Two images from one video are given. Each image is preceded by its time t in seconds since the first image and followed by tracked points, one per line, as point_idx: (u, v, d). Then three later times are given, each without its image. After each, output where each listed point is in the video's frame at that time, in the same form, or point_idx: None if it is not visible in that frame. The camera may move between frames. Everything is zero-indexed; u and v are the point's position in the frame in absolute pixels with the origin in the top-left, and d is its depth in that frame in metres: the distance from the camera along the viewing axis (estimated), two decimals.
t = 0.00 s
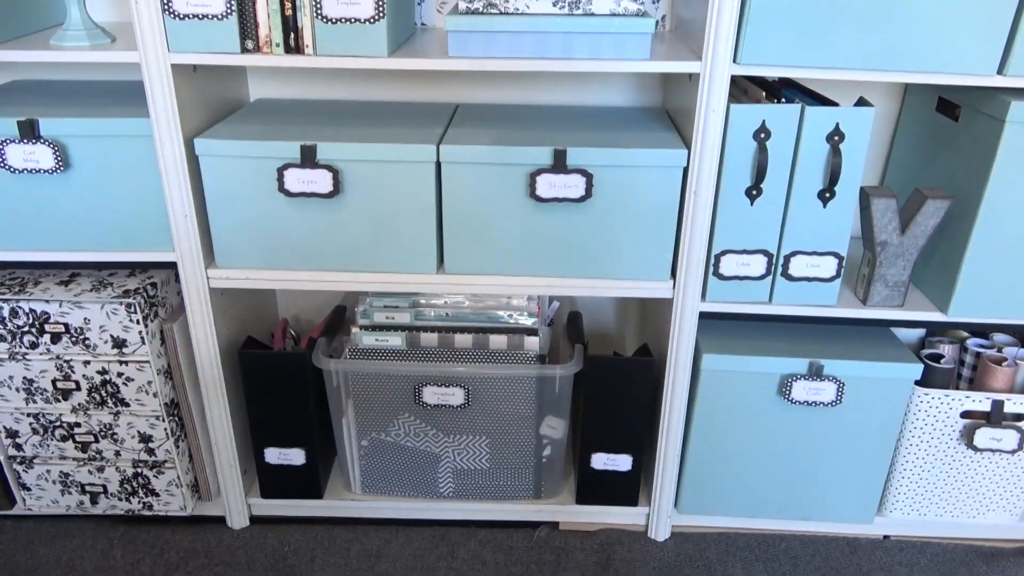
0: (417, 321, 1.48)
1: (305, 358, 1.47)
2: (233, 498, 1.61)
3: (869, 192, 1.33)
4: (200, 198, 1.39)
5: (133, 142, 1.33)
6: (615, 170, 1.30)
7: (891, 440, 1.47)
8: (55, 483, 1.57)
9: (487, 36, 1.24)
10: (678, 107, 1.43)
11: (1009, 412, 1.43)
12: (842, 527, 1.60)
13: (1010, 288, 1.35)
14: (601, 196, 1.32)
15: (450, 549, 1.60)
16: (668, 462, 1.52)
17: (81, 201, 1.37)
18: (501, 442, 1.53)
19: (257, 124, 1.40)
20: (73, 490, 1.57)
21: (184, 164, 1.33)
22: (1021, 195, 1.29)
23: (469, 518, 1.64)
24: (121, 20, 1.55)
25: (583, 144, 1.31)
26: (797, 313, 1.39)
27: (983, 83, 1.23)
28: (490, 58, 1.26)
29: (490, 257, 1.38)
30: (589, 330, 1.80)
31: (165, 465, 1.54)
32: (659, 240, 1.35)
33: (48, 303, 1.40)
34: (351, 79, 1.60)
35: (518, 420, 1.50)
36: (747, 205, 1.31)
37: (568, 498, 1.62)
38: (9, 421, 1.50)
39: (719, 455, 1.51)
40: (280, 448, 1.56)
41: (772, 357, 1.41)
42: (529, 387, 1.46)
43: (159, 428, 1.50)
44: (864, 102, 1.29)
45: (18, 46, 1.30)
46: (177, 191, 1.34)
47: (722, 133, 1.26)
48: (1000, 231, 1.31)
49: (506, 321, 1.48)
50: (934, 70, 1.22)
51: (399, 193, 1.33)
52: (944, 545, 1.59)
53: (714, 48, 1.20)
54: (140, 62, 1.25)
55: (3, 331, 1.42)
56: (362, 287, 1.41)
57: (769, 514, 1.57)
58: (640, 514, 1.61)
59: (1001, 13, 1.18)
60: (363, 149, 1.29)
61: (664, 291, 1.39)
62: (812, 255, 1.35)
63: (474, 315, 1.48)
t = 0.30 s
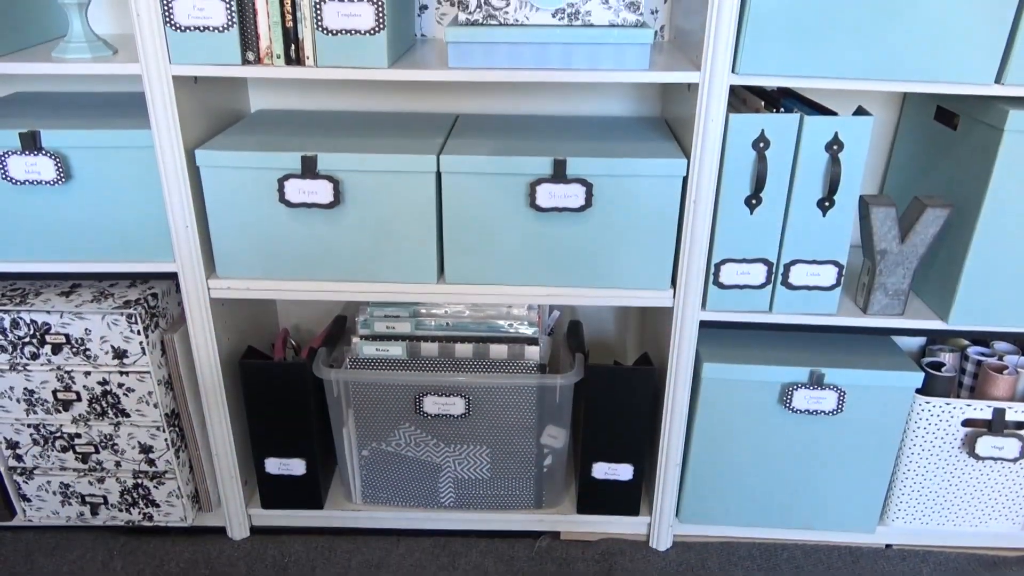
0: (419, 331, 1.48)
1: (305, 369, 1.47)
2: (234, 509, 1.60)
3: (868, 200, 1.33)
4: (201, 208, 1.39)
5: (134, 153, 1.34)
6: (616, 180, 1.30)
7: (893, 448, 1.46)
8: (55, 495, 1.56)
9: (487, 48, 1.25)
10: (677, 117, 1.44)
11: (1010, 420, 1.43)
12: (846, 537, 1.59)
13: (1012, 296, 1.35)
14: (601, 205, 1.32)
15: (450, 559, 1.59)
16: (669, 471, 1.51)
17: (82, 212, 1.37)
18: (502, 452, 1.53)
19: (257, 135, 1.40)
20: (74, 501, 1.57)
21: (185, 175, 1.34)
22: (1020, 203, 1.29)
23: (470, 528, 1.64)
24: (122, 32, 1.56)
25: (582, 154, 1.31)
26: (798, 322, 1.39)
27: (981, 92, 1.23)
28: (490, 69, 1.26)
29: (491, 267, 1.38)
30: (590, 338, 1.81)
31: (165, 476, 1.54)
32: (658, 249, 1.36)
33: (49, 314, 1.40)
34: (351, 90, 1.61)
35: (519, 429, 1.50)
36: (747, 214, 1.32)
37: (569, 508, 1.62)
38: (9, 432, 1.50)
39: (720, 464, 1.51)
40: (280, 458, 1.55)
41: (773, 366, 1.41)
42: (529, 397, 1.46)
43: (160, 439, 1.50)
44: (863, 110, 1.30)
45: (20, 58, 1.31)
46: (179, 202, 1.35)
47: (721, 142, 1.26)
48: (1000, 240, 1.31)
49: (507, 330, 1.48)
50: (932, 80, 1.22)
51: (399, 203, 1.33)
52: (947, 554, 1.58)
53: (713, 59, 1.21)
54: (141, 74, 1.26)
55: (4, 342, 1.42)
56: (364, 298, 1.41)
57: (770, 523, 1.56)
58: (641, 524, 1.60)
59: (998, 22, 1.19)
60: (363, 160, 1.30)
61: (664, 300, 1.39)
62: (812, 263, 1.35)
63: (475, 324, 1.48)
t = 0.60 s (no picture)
0: (419, 339, 1.48)
1: (306, 377, 1.47)
2: (234, 517, 1.60)
3: (867, 207, 1.33)
4: (201, 217, 1.40)
5: (136, 162, 1.34)
6: (615, 188, 1.30)
7: (893, 455, 1.46)
8: (54, 503, 1.56)
9: (486, 56, 1.25)
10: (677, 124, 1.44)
11: (1010, 427, 1.43)
12: (846, 544, 1.59)
13: (1011, 303, 1.35)
14: (601, 213, 1.32)
15: (451, 568, 1.59)
16: (670, 479, 1.51)
17: (82, 220, 1.38)
18: (502, 460, 1.53)
19: (258, 143, 1.40)
20: (73, 510, 1.57)
21: (186, 183, 1.34)
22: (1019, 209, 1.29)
23: (470, 536, 1.63)
24: (123, 41, 1.57)
25: (582, 162, 1.32)
26: (797, 329, 1.39)
27: (979, 99, 1.24)
28: (490, 77, 1.26)
29: (490, 275, 1.39)
30: (590, 345, 1.81)
31: (165, 484, 1.54)
32: (658, 257, 1.36)
33: (49, 322, 1.40)
34: (351, 98, 1.61)
35: (519, 436, 1.50)
36: (746, 221, 1.32)
37: (569, 516, 1.61)
38: (9, 440, 1.50)
39: (720, 471, 1.51)
40: (281, 466, 1.55)
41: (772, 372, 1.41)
42: (529, 404, 1.46)
43: (160, 447, 1.50)
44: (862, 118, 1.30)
45: (21, 67, 1.31)
46: (179, 210, 1.35)
47: (720, 149, 1.27)
48: (1000, 246, 1.32)
49: (507, 338, 1.48)
50: (931, 87, 1.23)
51: (399, 211, 1.34)
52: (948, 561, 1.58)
53: (711, 67, 1.22)
54: (142, 82, 1.26)
55: (4, 351, 1.42)
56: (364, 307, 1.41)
57: (771, 530, 1.56)
58: (642, 531, 1.60)
59: (994, 30, 1.19)
60: (363, 168, 1.30)
61: (664, 307, 1.39)
62: (812, 270, 1.35)
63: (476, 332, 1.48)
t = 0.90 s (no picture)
0: (419, 347, 1.48)
1: (306, 385, 1.47)
2: (233, 526, 1.60)
3: (866, 214, 1.34)
4: (201, 225, 1.40)
5: (136, 171, 1.34)
6: (614, 196, 1.31)
7: (893, 463, 1.46)
8: (54, 512, 1.56)
9: (486, 65, 1.26)
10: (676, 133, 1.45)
11: (1010, 434, 1.43)
12: (847, 552, 1.59)
13: (1010, 310, 1.35)
14: (600, 221, 1.33)
15: None
16: (670, 487, 1.51)
17: (83, 228, 1.38)
18: (502, 468, 1.53)
19: (258, 152, 1.41)
20: (72, 519, 1.56)
21: (186, 191, 1.34)
22: (1017, 216, 1.30)
23: (470, 545, 1.63)
24: (124, 51, 1.57)
25: (581, 170, 1.32)
26: (797, 336, 1.39)
27: (976, 107, 1.24)
28: (490, 86, 1.27)
29: (490, 283, 1.39)
30: (589, 352, 1.81)
31: (165, 493, 1.54)
32: (658, 265, 1.36)
33: (49, 331, 1.40)
34: (351, 107, 1.62)
35: (519, 444, 1.50)
36: (744, 229, 1.32)
37: (570, 524, 1.61)
38: (9, 449, 1.50)
39: (721, 478, 1.51)
40: (280, 474, 1.55)
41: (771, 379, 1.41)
42: (529, 412, 1.46)
43: (159, 456, 1.50)
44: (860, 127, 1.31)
45: (21, 76, 1.32)
46: (179, 219, 1.35)
47: (719, 157, 1.27)
48: (998, 253, 1.32)
49: (507, 346, 1.48)
50: (928, 96, 1.23)
51: (399, 219, 1.34)
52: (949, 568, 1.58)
53: (710, 76, 1.22)
54: (143, 91, 1.27)
55: (4, 359, 1.42)
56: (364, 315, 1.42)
57: (771, 538, 1.56)
58: (643, 539, 1.60)
59: (991, 39, 1.20)
60: (363, 177, 1.30)
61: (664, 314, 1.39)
62: (811, 278, 1.35)
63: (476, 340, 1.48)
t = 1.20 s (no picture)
0: (419, 357, 1.48)
1: (307, 396, 1.47)
2: (234, 536, 1.60)
3: (865, 223, 1.34)
4: (202, 236, 1.40)
5: (138, 183, 1.35)
6: (614, 205, 1.31)
7: (894, 471, 1.46)
8: (54, 524, 1.56)
9: (486, 76, 1.27)
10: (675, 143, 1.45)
11: (1011, 442, 1.43)
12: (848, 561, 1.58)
13: (1010, 318, 1.36)
14: (600, 231, 1.33)
15: None
16: (670, 496, 1.51)
17: (85, 240, 1.38)
18: (502, 477, 1.53)
19: (259, 163, 1.42)
20: (73, 530, 1.56)
21: (187, 203, 1.35)
22: (1016, 225, 1.30)
23: (471, 554, 1.63)
24: (126, 63, 1.58)
25: (580, 180, 1.33)
26: (797, 345, 1.39)
27: (974, 117, 1.25)
28: (490, 97, 1.28)
29: (490, 293, 1.39)
30: (589, 362, 1.81)
31: (166, 504, 1.54)
32: (658, 274, 1.36)
33: (50, 342, 1.40)
34: (352, 118, 1.63)
35: (519, 454, 1.50)
36: (744, 238, 1.33)
37: (571, 534, 1.61)
38: (9, 460, 1.50)
39: (721, 487, 1.51)
40: (281, 485, 1.55)
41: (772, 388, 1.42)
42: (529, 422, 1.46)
43: (160, 466, 1.50)
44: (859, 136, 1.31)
45: (24, 89, 1.32)
46: (180, 230, 1.36)
47: (718, 166, 1.28)
48: (997, 262, 1.32)
49: (507, 356, 1.48)
50: (927, 106, 1.24)
51: (400, 230, 1.34)
52: None
53: (708, 86, 1.23)
54: (144, 104, 1.27)
55: (6, 370, 1.42)
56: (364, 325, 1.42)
57: (772, 547, 1.56)
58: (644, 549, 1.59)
59: (989, 48, 1.20)
60: (364, 187, 1.31)
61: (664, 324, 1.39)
62: (810, 287, 1.35)
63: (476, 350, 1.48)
